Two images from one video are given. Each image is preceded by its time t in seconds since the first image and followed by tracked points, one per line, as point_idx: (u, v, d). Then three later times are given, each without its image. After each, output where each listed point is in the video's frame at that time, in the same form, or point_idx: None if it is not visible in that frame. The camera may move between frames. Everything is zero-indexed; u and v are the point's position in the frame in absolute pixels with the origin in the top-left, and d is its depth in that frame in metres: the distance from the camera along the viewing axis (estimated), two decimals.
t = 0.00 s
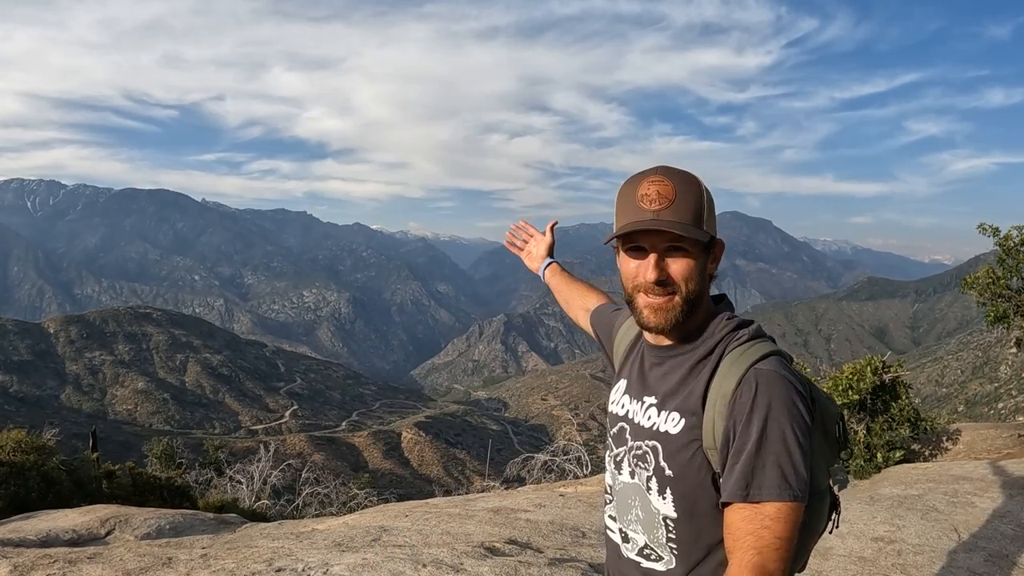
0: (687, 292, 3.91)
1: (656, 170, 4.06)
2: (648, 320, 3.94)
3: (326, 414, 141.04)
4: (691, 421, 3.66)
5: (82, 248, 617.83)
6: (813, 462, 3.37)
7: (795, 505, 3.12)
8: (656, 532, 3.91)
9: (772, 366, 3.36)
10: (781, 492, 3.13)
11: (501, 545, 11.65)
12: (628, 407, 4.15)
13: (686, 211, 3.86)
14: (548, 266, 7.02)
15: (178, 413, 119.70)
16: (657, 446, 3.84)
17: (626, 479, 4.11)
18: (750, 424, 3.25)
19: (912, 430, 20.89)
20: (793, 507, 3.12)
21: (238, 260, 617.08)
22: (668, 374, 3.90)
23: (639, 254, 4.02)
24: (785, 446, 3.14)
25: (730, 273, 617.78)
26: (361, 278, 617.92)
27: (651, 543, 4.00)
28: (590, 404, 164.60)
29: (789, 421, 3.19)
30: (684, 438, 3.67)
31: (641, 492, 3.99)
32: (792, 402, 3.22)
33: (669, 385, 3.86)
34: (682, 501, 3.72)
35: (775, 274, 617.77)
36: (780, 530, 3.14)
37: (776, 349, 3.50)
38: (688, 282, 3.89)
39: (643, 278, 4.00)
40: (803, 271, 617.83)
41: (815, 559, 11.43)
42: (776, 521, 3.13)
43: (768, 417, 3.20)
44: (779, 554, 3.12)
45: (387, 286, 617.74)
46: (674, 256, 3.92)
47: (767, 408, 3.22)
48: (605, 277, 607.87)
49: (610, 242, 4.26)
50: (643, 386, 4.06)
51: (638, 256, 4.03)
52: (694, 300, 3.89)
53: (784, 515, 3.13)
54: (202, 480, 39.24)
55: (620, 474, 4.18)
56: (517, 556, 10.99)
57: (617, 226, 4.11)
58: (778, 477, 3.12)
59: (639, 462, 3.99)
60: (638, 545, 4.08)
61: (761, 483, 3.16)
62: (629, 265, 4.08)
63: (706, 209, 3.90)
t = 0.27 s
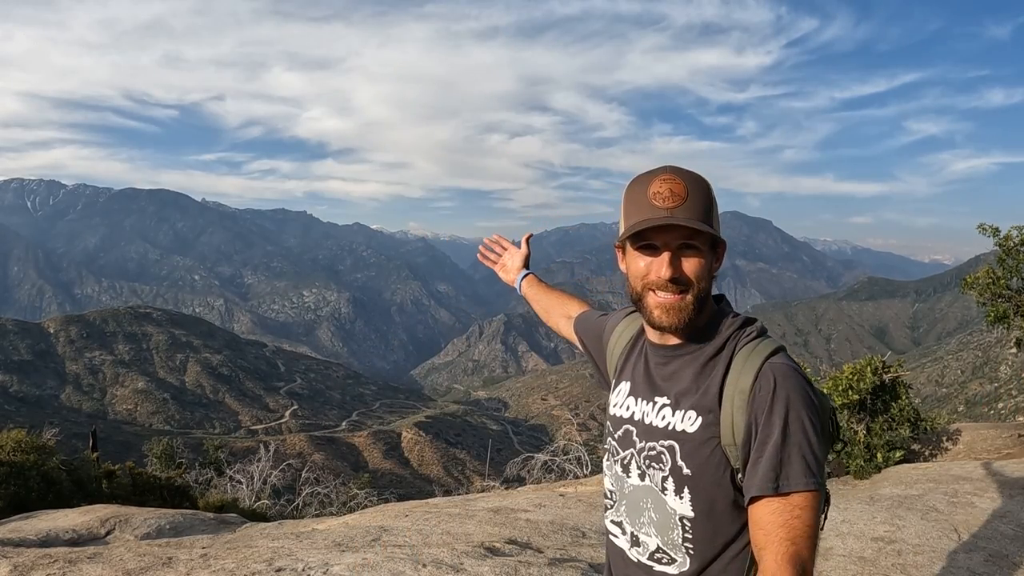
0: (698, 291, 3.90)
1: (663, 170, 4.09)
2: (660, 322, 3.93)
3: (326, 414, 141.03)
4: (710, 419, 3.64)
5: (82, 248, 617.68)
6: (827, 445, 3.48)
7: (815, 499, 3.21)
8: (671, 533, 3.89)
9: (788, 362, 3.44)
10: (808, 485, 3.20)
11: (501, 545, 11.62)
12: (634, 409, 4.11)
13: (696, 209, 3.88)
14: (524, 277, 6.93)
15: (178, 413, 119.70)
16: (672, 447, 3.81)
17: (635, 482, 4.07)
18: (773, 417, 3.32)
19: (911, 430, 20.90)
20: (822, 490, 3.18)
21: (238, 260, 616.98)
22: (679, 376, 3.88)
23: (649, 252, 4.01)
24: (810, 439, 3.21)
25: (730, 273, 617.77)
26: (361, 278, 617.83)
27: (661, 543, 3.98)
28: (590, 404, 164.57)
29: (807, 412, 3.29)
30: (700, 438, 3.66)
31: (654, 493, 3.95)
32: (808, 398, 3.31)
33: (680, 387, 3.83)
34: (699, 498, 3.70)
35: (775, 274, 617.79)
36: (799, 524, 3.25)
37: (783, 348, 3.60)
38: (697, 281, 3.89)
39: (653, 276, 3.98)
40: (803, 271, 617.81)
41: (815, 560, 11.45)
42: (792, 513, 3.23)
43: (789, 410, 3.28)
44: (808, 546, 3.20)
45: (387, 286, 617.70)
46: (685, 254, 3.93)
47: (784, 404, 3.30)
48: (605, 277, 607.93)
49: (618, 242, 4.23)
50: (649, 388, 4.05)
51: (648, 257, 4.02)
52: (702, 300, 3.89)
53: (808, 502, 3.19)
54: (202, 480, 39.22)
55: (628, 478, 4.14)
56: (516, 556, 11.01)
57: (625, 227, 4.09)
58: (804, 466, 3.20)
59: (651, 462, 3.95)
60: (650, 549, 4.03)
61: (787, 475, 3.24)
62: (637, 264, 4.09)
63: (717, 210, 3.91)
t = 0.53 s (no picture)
0: (703, 291, 3.90)
1: (670, 172, 4.07)
2: (665, 326, 3.92)
3: (326, 414, 141.01)
4: (720, 419, 3.63)
5: (82, 248, 617.72)
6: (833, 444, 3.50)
7: (824, 500, 3.23)
8: (678, 534, 3.87)
9: (793, 365, 3.47)
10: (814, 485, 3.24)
11: (501, 545, 11.62)
12: (636, 408, 4.13)
13: (704, 210, 3.87)
14: (517, 278, 6.87)
15: (178, 413, 119.68)
16: (679, 446, 3.81)
17: (640, 482, 4.06)
18: (782, 416, 3.34)
19: (911, 430, 20.91)
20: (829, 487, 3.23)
21: (238, 260, 616.92)
22: (682, 376, 3.88)
23: (655, 253, 4.00)
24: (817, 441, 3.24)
25: (730, 273, 617.80)
26: (361, 278, 617.80)
27: (668, 543, 3.97)
28: (590, 404, 164.55)
29: (814, 414, 3.32)
30: (709, 437, 3.66)
31: (659, 493, 3.95)
32: (815, 402, 3.33)
33: (687, 388, 3.83)
34: (705, 497, 3.71)
35: (775, 274, 617.82)
36: (807, 523, 3.29)
37: (789, 348, 3.62)
38: (704, 283, 3.88)
39: (658, 276, 3.97)
40: (803, 271, 617.82)
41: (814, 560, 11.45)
42: (798, 513, 3.27)
43: (796, 413, 3.31)
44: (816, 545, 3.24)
45: (387, 286, 617.71)
46: (692, 256, 3.92)
47: (795, 406, 3.31)
48: (605, 277, 607.81)
49: (621, 241, 4.23)
50: (654, 387, 4.05)
51: (653, 256, 4.02)
52: (708, 301, 3.87)
53: (816, 498, 3.22)
54: (202, 480, 39.20)
55: (632, 479, 4.12)
56: (516, 556, 11.01)
57: (631, 226, 4.07)
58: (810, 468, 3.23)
59: (656, 461, 3.95)
60: (655, 550, 4.02)
61: (795, 475, 3.28)
62: (641, 265, 4.08)
63: (723, 210, 3.92)
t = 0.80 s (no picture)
0: (701, 294, 3.90)
1: (671, 172, 4.07)
2: (665, 327, 3.92)
3: (326, 414, 141.02)
4: (718, 420, 3.66)
5: (82, 248, 617.71)
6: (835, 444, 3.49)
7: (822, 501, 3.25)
8: (678, 533, 3.88)
9: (792, 367, 3.48)
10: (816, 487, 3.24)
11: (501, 545, 11.64)
12: (637, 408, 4.13)
13: (704, 210, 3.86)
14: (517, 275, 6.85)
15: (178, 413, 119.66)
16: (679, 448, 3.81)
17: (640, 484, 4.07)
18: (780, 419, 3.37)
19: (911, 430, 20.93)
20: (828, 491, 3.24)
21: (238, 260, 616.85)
22: (681, 378, 3.90)
23: (655, 254, 4.00)
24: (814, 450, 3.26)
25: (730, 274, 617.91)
26: (361, 278, 617.76)
27: (669, 544, 3.97)
28: (590, 404, 164.59)
29: (813, 416, 3.33)
30: (707, 437, 3.68)
31: (660, 493, 3.95)
32: (813, 405, 3.35)
33: (686, 390, 3.84)
34: (705, 498, 3.71)
35: (775, 274, 617.85)
36: (808, 524, 3.30)
37: (788, 347, 3.63)
38: (704, 284, 3.87)
39: (657, 277, 3.98)
40: (803, 271, 617.86)
41: (815, 559, 11.45)
42: (798, 514, 3.29)
43: (793, 414, 3.33)
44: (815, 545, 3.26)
45: (387, 286, 617.70)
46: (689, 258, 3.92)
47: (794, 410, 3.33)
48: (605, 277, 607.68)
49: (622, 243, 4.23)
50: (653, 389, 4.06)
51: (652, 258, 4.03)
52: (706, 303, 3.88)
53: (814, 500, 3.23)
54: (202, 480, 39.18)
55: (631, 480, 4.14)
56: (516, 556, 11.00)
57: (633, 227, 4.06)
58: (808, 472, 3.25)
59: (657, 462, 3.95)
60: (655, 550, 4.03)
61: (796, 478, 3.28)
62: (640, 266, 4.09)
63: (722, 210, 3.91)
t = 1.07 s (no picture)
0: (696, 293, 3.90)
1: (664, 172, 4.07)
2: (659, 326, 3.93)
3: (326, 414, 141.00)
4: (710, 418, 3.67)
5: (82, 248, 617.68)
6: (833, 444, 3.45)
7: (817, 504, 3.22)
8: (675, 532, 3.88)
9: (788, 367, 3.47)
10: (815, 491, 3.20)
11: (501, 545, 11.63)
12: (633, 406, 4.14)
13: (698, 210, 3.87)
14: (526, 259, 6.86)
15: (178, 413, 119.63)
16: (675, 448, 3.79)
17: (636, 483, 4.08)
18: (775, 419, 3.35)
19: (911, 430, 20.91)
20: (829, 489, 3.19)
21: (238, 260, 616.84)
22: (678, 378, 3.90)
23: (647, 256, 4.02)
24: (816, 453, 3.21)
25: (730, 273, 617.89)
26: (361, 278, 617.71)
27: (664, 544, 3.98)
28: (590, 404, 164.60)
29: (808, 414, 3.31)
30: (703, 437, 3.66)
31: (657, 492, 3.95)
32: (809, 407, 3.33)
33: (682, 388, 3.85)
34: (701, 496, 3.72)
35: (775, 274, 617.80)
36: (802, 525, 3.27)
37: (783, 346, 3.62)
38: (697, 284, 3.88)
39: (650, 279, 3.99)
40: (803, 271, 617.84)
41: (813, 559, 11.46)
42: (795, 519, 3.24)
43: (789, 413, 3.31)
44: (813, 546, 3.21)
45: (387, 286, 617.64)
46: (682, 261, 3.93)
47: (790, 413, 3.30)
48: (605, 277, 607.57)
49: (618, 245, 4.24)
50: (652, 388, 4.05)
51: (646, 260, 4.03)
52: (700, 303, 3.89)
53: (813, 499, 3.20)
54: (202, 480, 39.15)
55: (629, 478, 4.15)
56: (516, 556, 10.99)
57: (628, 227, 4.07)
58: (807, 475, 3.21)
59: (653, 461, 3.95)
60: (654, 549, 4.02)
61: (793, 478, 3.26)
62: (634, 266, 4.09)
63: (716, 213, 3.93)
